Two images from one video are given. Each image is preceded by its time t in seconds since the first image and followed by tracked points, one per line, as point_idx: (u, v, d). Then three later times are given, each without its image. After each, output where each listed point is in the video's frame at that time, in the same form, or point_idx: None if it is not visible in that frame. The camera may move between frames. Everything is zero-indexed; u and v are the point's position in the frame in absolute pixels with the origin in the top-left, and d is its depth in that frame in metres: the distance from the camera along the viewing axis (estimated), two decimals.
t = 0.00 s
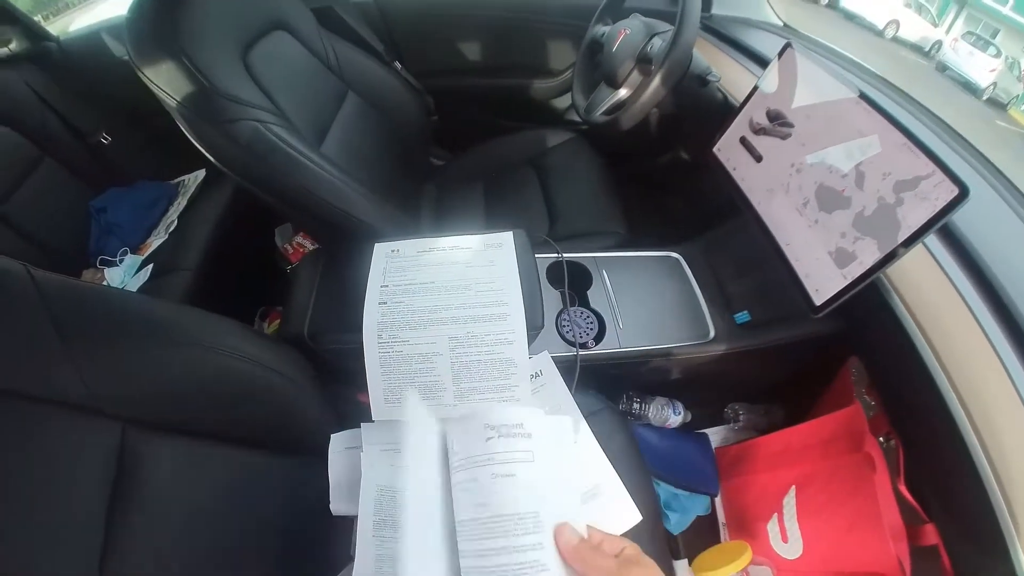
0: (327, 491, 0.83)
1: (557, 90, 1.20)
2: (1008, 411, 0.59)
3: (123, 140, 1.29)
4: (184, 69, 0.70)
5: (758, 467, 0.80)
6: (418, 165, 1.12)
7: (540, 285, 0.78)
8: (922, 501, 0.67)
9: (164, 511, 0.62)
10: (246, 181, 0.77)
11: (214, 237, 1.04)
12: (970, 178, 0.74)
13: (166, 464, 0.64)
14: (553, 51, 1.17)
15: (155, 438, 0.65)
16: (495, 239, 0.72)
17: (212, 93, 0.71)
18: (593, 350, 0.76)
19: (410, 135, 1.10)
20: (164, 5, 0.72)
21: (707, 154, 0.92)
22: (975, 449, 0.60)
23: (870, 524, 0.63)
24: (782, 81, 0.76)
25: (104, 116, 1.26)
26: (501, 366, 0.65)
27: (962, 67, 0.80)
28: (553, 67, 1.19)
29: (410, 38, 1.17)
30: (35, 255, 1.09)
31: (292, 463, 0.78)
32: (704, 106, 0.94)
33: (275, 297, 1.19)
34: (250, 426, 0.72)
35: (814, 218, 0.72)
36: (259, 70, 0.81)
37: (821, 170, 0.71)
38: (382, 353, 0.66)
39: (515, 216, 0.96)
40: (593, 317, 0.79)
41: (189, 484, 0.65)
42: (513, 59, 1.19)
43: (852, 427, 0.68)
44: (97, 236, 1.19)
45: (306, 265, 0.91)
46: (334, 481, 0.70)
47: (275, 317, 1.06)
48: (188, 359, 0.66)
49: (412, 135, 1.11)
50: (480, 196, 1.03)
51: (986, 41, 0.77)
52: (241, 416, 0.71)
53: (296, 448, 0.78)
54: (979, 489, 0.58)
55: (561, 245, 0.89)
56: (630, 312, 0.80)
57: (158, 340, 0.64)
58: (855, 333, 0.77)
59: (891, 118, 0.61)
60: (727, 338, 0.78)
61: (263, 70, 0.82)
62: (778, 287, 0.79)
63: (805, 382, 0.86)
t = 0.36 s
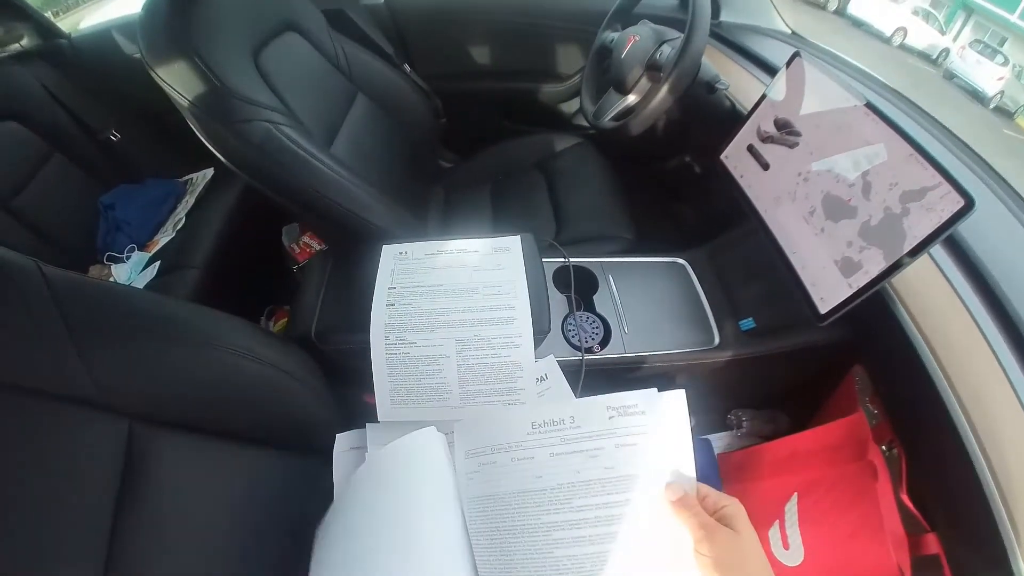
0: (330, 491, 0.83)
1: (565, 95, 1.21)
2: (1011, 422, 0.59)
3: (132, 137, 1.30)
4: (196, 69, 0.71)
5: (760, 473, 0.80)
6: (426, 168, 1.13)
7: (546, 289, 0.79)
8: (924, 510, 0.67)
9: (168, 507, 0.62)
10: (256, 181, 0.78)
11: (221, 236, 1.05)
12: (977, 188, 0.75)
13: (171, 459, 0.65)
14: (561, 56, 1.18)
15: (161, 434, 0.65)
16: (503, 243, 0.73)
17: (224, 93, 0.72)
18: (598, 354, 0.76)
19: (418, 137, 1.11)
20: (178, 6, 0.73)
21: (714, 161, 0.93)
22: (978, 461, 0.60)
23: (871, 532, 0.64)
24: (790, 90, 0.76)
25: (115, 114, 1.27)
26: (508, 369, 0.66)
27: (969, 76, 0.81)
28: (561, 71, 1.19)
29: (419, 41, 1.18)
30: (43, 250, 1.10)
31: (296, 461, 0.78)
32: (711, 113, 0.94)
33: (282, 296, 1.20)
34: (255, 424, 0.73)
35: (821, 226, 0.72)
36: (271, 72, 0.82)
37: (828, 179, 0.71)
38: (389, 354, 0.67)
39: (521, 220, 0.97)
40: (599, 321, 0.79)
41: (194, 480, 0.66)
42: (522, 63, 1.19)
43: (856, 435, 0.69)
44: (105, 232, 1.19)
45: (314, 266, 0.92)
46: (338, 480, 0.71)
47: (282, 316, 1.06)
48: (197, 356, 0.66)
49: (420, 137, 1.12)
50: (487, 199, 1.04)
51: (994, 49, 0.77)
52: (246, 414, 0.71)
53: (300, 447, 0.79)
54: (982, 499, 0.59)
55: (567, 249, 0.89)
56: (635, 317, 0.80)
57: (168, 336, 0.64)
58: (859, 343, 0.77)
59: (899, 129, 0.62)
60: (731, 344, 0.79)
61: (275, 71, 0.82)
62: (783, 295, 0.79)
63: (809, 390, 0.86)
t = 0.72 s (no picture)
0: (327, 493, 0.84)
1: (567, 100, 1.22)
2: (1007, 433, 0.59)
3: (137, 138, 1.31)
4: (200, 74, 0.72)
5: (757, 482, 0.80)
6: (428, 172, 1.13)
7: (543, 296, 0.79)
8: (919, 522, 0.67)
9: (166, 507, 0.63)
10: (257, 184, 0.78)
11: (222, 238, 1.07)
12: (976, 199, 0.74)
13: (171, 460, 0.66)
14: (563, 61, 1.19)
15: (161, 434, 0.66)
16: (501, 249, 0.73)
17: (226, 98, 0.72)
18: (594, 361, 0.76)
19: (420, 141, 1.12)
20: (182, 11, 0.74)
21: (714, 168, 0.93)
22: (972, 473, 0.60)
23: (865, 543, 0.64)
24: (789, 99, 0.76)
25: (121, 114, 1.29)
26: (503, 376, 0.66)
27: (974, 82, 0.80)
28: (563, 77, 1.20)
29: (422, 47, 1.20)
30: (47, 249, 1.11)
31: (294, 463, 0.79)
32: (711, 120, 0.95)
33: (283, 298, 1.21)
34: (254, 425, 0.74)
35: (818, 236, 0.72)
36: (274, 77, 0.82)
37: (826, 189, 0.71)
38: (386, 359, 0.68)
39: (521, 225, 0.98)
40: (596, 328, 0.80)
41: (192, 480, 0.67)
42: (524, 68, 1.20)
43: (851, 445, 0.69)
44: (109, 232, 1.21)
45: (315, 269, 0.93)
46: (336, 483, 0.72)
47: (281, 318, 1.07)
48: (197, 357, 0.67)
49: (422, 141, 1.13)
50: (488, 204, 1.05)
51: (1000, 54, 0.76)
52: (245, 415, 0.72)
53: (297, 448, 0.79)
54: (976, 510, 0.59)
55: (566, 255, 0.90)
56: (632, 324, 0.80)
57: (169, 338, 0.65)
58: (856, 352, 0.77)
59: (897, 139, 0.62)
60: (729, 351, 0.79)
61: (278, 76, 0.83)
62: (780, 303, 0.79)
63: (805, 398, 0.86)
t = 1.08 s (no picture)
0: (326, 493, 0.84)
1: (570, 103, 1.22)
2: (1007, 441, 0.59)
3: (141, 138, 1.32)
4: (203, 75, 0.72)
5: (756, 487, 0.80)
6: (430, 174, 1.14)
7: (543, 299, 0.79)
8: (918, 529, 0.67)
9: (166, 506, 0.63)
10: (259, 185, 0.79)
11: (225, 238, 1.07)
12: (977, 206, 0.74)
13: (171, 458, 0.66)
14: (565, 65, 1.19)
15: (161, 433, 0.67)
16: (501, 252, 0.73)
17: (228, 99, 0.73)
18: (594, 364, 0.77)
19: (422, 144, 1.12)
20: (186, 13, 0.74)
21: (715, 173, 0.93)
22: (970, 480, 0.60)
23: (863, 549, 0.63)
24: (791, 104, 0.76)
25: (125, 114, 1.29)
26: (502, 379, 0.66)
27: (978, 86, 0.77)
28: (565, 81, 1.21)
29: (425, 50, 1.21)
30: (50, 247, 1.12)
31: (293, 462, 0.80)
32: (713, 125, 0.95)
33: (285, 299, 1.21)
34: (255, 425, 0.74)
35: (818, 241, 0.72)
36: (277, 78, 0.83)
37: (826, 194, 0.71)
38: (385, 361, 0.68)
39: (522, 228, 0.98)
40: (596, 331, 0.80)
41: (191, 478, 0.67)
42: (527, 71, 1.21)
43: (850, 450, 0.69)
44: (111, 231, 1.21)
45: (316, 270, 0.93)
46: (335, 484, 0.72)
47: (283, 318, 1.07)
48: (197, 356, 0.67)
49: (424, 144, 1.13)
50: (489, 207, 1.05)
51: (1003, 59, 0.73)
52: (246, 415, 0.72)
53: (297, 447, 0.80)
54: (976, 517, 0.58)
55: (566, 258, 0.90)
56: (632, 327, 0.81)
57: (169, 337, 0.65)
58: (857, 358, 0.77)
59: (897, 145, 0.62)
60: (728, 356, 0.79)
61: (280, 78, 0.84)
62: (780, 308, 0.79)
63: (806, 404, 0.86)
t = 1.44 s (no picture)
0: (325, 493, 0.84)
1: (572, 105, 1.22)
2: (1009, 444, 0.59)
3: (143, 138, 1.32)
4: (205, 74, 0.72)
5: (755, 490, 0.80)
6: (431, 174, 1.14)
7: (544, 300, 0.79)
8: (919, 533, 0.67)
9: (163, 504, 0.63)
10: (260, 185, 0.79)
11: (226, 238, 1.07)
12: (980, 209, 0.74)
13: (169, 457, 0.66)
14: (567, 67, 1.19)
15: (160, 431, 0.67)
16: (503, 253, 0.73)
17: (230, 97, 0.73)
18: (595, 366, 0.76)
19: (423, 144, 1.12)
20: (188, 12, 0.74)
21: (717, 174, 0.93)
22: (971, 483, 0.60)
23: (864, 552, 0.62)
24: (793, 105, 0.76)
25: (128, 113, 1.30)
26: (503, 380, 0.66)
27: (980, 90, 0.78)
28: (567, 82, 1.21)
29: (427, 51, 1.21)
30: (51, 246, 1.12)
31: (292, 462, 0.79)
32: (715, 127, 0.95)
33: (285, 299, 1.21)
34: (253, 425, 0.74)
35: (819, 243, 0.72)
36: (278, 78, 0.83)
37: (828, 197, 0.71)
38: (386, 360, 0.68)
39: (523, 228, 0.98)
40: (596, 333, 0.80)
41: (189, 477, 0.67)
42: (528, 72, 1.21)
43: (851, 453, 0.68)
44: (113, 229, 1.21)
45: (317, 270, 0.93)
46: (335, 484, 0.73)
47: (283, 318, 1.07)
48: (196, 355, 0.67)
49: (426, 144, 1.13)
50: (490, 207, 1.05)
51: (1005, 63, 0.74)
52: (245, 414, 0.72)
53: (296, 447, 0.80)
54: (978, 520, 0.58)
55: (566, 260, 0.90)
56: (633, 329, 0.80)
57: (169, 335, 0.65)
58: (858, 361, 0.77)
59: (899, 146, 0.61)
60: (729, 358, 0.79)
61: (283, 77, 0.84)
62: (781, 310, 0.79)
63: (806, 407, 0.86)
